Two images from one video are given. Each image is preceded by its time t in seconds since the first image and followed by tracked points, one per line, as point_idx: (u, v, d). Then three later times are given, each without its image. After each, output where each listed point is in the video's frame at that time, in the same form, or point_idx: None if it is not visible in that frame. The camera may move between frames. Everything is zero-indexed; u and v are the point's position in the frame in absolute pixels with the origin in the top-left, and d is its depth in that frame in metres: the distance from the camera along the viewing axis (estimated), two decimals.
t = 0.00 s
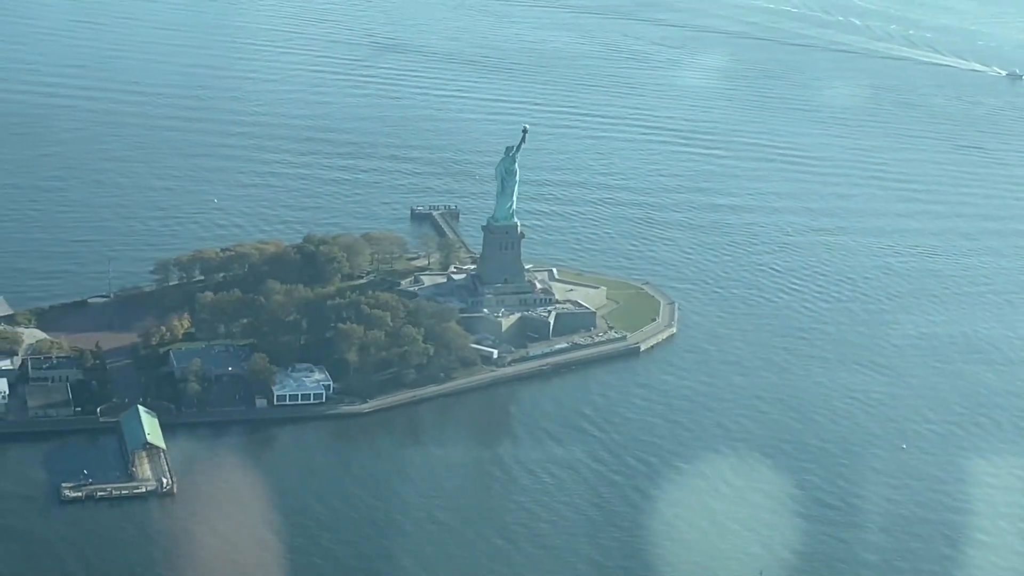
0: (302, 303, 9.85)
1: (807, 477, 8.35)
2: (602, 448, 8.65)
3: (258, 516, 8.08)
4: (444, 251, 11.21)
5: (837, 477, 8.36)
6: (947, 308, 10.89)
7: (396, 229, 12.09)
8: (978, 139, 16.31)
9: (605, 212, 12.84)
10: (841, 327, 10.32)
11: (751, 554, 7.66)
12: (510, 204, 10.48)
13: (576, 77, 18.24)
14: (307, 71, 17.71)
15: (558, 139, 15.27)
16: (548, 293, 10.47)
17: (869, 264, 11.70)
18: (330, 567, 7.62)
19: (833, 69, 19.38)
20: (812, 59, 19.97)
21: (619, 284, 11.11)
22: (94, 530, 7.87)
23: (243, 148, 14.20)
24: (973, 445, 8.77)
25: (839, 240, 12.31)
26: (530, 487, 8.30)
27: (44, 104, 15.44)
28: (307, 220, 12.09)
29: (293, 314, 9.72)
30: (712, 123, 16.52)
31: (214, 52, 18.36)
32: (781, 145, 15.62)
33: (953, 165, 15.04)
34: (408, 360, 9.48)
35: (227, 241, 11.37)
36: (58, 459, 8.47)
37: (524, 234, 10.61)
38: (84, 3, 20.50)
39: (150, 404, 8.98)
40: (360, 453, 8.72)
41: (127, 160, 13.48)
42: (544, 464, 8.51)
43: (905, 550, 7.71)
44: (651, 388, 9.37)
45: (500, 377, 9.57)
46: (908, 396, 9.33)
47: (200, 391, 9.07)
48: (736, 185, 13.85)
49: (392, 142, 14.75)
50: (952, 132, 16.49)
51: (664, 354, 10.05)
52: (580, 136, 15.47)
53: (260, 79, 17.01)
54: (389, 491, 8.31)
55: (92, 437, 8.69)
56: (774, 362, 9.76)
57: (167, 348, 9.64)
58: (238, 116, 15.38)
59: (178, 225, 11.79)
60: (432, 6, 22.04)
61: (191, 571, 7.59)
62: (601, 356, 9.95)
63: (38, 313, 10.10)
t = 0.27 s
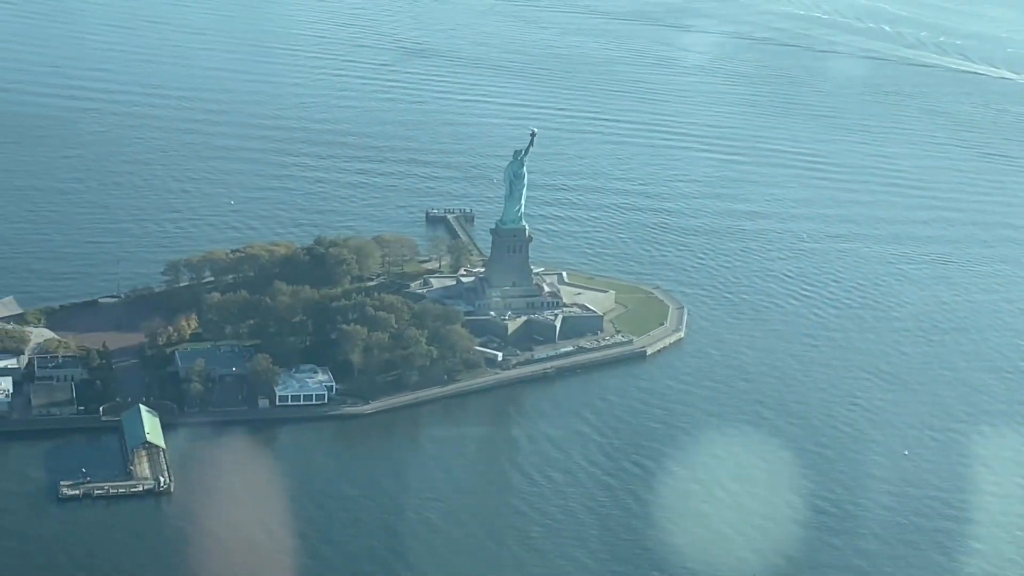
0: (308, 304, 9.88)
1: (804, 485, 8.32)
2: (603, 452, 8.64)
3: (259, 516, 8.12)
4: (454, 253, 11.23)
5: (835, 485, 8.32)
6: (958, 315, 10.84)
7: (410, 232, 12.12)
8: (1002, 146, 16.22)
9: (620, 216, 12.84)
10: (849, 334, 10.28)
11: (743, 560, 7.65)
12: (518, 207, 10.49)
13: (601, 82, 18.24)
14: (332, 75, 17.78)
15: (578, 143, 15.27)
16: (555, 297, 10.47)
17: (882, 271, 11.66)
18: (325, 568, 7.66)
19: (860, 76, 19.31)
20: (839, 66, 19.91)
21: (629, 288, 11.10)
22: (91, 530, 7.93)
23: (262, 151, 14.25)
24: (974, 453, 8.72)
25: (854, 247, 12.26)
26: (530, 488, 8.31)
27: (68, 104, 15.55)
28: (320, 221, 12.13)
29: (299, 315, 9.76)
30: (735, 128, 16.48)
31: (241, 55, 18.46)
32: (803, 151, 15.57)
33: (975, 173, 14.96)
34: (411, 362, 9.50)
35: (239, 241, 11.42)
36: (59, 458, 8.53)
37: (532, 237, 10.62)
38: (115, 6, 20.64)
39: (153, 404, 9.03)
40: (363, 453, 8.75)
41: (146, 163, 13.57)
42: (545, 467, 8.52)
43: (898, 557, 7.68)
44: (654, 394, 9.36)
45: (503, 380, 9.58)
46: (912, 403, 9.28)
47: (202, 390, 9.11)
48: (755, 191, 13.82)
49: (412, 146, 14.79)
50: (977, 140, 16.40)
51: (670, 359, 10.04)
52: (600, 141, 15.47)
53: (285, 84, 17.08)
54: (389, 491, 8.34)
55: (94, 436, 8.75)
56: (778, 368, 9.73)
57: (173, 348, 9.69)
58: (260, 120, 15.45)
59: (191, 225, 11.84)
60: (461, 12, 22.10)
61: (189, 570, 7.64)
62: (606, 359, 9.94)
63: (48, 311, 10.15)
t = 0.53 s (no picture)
0: (313, 307, 9.91)
1: (800, 493, 8.30)
2: (603, 462, 8.65)
3: (259, 522, 8.16)
4: (464, 258, 11.24)
5: (830, 493, 8.29)
6: (967, 323, 10.77)
7: (421, 237, 12.14)
8: None
9: (634, 223, 12.83)
10: (855, 341, 10.23)
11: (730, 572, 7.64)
12: (525, 212, 10.50)
13: (625, 90, 18.23)
14: (357, 81, 17.83)
15: (596, 150, 15.27)
16: (561, 301, 10.47)
17: (893, 279, 11.60)
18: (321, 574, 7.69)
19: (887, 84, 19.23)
20: (866, 74, 19.84)
21: (637, 294, 11.08)
22: (85, 530, 7.97)
23: (280, 155, 14.31)
24: (974, 463, 8.67)
25: (867, 255, 12.20)
26: (528, 501, 8.33)
27: (90, 107, 15.64)
28: (332, 227, 12.16)
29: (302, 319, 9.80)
30: (757, 135, 16.44)
31: (266, 61, 18.54)
32: (824, 159, 15.52)
33: (996, 183, 14.88)
34: (413, 365, 9.52)
35: (249, 244, 11.47)
36: (57, 458, 8.59)
37: (539, 243, 10.62)
38: (145, 13, 20.78)
39: (154, 405, 9.07)
40: (366, 460, 8.79)
41: (164, 166, 13.64)
42: (544, 479, 8.54)
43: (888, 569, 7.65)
44: (656, 401, 9.35)
45: (503, 386, 9.60)
46: (914, 412, 9.24)
47: (203, 392, 9.16)
48: (771, 198, 13.78)
49: (430, 151, 14.82)
50: (1001, 150, 16.31)
51: (674, 365, 10.02)
52: (620, 147, 15.46)
53: (308, 90, 17.15)
54: (390, 501, 8.37)
55: (94, 438, 8.81)
56: (781, 375, 9.70)
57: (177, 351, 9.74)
58: (281, 125, 15.51)
59: (203, 228, 11.89)
60: (490, 19, 22.14)
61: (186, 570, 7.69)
62: (609, 364, 9.93)
63: (56, 313, 10.22)
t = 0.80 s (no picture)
0: (317, 311, 9.92)
1: (797, 500, 8.25)
2: (603, 468, 8.64)
3: (258, 522, 8.18)
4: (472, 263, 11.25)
5: (827, 501, 8.24)
6: (977, 330, 10.71)
7: (433, 242, 12.16)
8: None
9: (646, 229, 12.81)
10: (861, 347, 10.17)
11: None
12: (530, 217, 10.50)
13: (648, 97, 18.21)
14: (379, 86, 17.88)
15: (614, 156, 15.26)
16: (566, 307, 10.45)
17: (904, 285, 11.54)
18: None
19: (913, 92, 19.14)
20: (891, 81, 19.76)
21: (644, 300, 11.05)
22: (79, 531, 8.01)
23: (296, 160, 14.34)
24: (974, 473, 8.60)
25: (880, 262, 12.13)
26: (527, 505, 8.32)
27: (110, 113, 15.72)
28: (342, 230, 12.18)
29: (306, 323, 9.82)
30: (778, 141, 16.39)
31: (290, 66, 18.60)
32: (843, 165, 15.45)
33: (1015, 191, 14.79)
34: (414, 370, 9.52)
35: (258, 247, 11.49)
36: (56, 456, 8.63)
37: (545, 248, 10.61)
38: (172, 19, 20.89)
39: (154, 406, 9.10)
40: (368, 462, 8.81)
41: (181, 170, 13.70)
42: (544, 484, 8.53)
43: None
44: (657, 409, 9.33)
45: (505, 391, 9.59)
46: (916, 421, 9.18)
47: (204, 394, 9.19)
48: (787, 204, 13.74)
49: (447, 157, 14.84)
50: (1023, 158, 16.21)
51: (677, 372, 9.98)
52: (637, 154, 15.43)
53: (329, 96, 17.18)
54: (390, 503, 8.38)
55: (94, 437, 8.84)
56: (785, 382, 9.65)
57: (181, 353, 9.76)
58: (300, 130, 15.57)
59: (213, 232, 11.93)
60: (516, 27, 22.17)
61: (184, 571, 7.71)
62: (612, 370, 9.91)
63: (63, 315, 10.25)
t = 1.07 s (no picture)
0: (322, 313, 9.95)
1: (792, 505, 8.24)
2: (602, 472, 8.64)
3: (258, 524, 8.23)
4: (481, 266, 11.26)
5: (823, 507, 8.22)
6: (985, 338, 10.66)
7: (444, 245, 12.18)
8: None
9: (659, 234, 12.79)
10: (867, 353, 10.14)
11: None
12: (536, 220, 10.51)
13: (670, 102, 18.20)
14: (400, 91, 17.92)
15: (631, 161, 15.26)
16: (572, 310, 10.45)
17: (915, 292, 11.50)
18: None
19: (937, 98, 19.06)
20: (916, 87, 19.68)
21: (652, 304, 11.04)
22: (77, 531, 8.07)
23: (313, 163, 14.39)
24: (973, 479, 8.57)
25: (893, 268, 12.09)
26: (526, 507, 8.34)
27: (131, 116, 15.82)
28: (354, 232, 12.21)
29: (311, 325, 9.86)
30: (798, 147, 16.35)
31: (313, 70, 18.67)
32: (863, 171, 15.41)
33: None
34: (416, 372, 9.54)
35: (268, 247, 11.54)
36: (56, 456, 8.69)
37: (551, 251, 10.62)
38: (199, 24, 21.01)
39: (156, 406, 9.15)
40: (370, 464, 8.84)
41: (197, 173, 13.78)
42: (544, 487, 8.54)
43: None
44: (659, 411, 9.33)
45: (507, 393, 9.60)
46: (917, 427, 9.15)
47: (205, 394, 9.23)
48: (802, 209, 13.70)
49: (464, 161, 14.87)
50: None
51: (681, 376, 9.97)
52: (656, 159, 15.42)
53: (349, 99, 17.24)
54: (391, 505, 8.41)
55: (95, 436, 8.89)
56: (788, 387, 9.62)
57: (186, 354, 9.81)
58: (319, 133, 15.62)
59: (225, 232, 11.98)
60: (542, 33, 22.20)
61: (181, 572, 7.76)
62: (616, 373, 9.91)
63: (72, 315, 10.31)
